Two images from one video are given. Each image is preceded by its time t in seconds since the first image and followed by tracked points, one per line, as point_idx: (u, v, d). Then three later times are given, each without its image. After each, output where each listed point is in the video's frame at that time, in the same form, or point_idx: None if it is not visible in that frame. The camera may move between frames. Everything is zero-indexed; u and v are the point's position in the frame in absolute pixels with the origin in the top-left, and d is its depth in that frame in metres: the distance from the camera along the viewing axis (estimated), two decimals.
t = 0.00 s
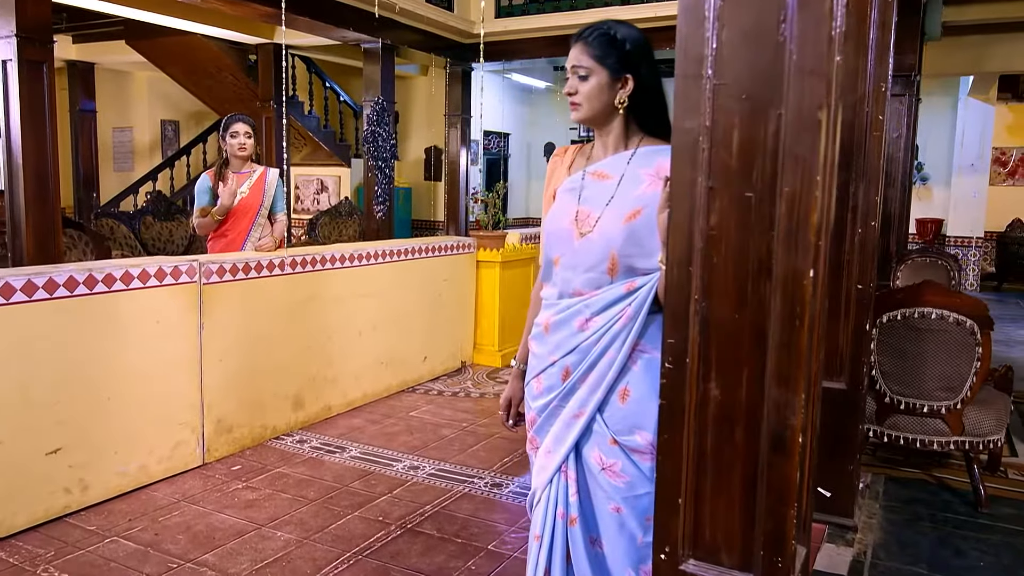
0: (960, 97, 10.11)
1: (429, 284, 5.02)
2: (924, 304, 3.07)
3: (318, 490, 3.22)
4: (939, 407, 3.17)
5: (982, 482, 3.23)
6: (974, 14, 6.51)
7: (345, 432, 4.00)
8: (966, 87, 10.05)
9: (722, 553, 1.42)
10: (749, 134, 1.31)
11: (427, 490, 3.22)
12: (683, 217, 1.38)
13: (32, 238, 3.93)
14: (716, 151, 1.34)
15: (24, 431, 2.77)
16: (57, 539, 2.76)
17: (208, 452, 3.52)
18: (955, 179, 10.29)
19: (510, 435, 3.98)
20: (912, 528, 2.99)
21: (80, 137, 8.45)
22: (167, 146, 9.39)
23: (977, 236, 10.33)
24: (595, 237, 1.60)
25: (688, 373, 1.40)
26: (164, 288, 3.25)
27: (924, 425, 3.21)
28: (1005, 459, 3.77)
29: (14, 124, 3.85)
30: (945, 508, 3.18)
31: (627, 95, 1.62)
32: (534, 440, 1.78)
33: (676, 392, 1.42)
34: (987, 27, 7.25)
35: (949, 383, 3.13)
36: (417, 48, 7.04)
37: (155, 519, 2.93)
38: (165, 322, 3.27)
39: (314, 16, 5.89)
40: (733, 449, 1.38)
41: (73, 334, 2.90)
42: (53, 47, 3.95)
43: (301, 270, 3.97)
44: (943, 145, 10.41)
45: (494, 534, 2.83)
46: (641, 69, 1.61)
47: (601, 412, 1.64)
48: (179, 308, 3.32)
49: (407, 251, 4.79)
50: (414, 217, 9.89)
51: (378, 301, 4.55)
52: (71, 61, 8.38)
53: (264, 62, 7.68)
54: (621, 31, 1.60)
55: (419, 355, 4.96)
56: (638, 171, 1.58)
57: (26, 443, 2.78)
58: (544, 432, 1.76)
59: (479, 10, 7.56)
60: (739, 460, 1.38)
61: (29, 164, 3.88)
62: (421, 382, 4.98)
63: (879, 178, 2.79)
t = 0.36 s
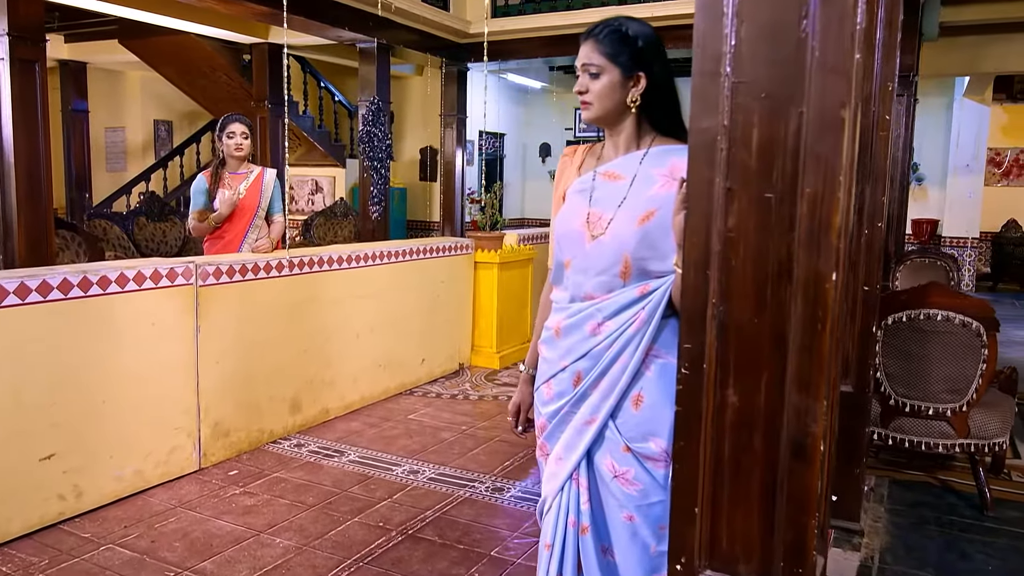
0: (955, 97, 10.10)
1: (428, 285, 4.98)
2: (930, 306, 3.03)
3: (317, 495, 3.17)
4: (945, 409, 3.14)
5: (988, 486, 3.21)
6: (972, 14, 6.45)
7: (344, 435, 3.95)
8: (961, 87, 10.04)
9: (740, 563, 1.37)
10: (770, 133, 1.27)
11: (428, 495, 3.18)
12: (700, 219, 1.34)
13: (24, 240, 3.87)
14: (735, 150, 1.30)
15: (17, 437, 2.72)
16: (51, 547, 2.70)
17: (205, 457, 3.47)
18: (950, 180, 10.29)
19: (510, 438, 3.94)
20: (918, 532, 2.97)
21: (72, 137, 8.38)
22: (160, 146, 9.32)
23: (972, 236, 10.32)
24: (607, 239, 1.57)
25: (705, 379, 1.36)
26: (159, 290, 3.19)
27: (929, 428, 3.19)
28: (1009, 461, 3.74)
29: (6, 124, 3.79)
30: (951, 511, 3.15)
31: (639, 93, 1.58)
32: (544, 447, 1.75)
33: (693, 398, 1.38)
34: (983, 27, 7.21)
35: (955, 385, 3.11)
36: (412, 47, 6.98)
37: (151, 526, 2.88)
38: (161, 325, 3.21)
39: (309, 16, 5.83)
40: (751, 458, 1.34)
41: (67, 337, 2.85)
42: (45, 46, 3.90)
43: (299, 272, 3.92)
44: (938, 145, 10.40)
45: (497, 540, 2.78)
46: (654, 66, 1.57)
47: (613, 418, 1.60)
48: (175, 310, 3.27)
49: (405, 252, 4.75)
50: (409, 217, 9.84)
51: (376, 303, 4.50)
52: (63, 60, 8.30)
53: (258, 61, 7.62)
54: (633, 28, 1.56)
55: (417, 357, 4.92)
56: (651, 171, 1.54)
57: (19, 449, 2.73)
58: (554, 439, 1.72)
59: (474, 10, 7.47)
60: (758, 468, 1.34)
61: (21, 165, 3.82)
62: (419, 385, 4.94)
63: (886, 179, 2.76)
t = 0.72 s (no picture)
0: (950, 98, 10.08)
1: (426, 286, 4.95)
2: (934, 308, 3.00)
3: (316, 500, 3.13)
4: (949, 411, 3.12)
5: (992, 489, 3.19)
6: (972, 14, 6.32)
7: (341, 439, 3.90)
8: (956, 88, 10.03)
9: None
10: (789, 133, 1.20)
11: (427, 500, 3.14)
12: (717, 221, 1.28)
13: (16, 241, 3.83)
14: (754, 150, 1.23)
15: (10, 443, 2.67)
16: (45, 554, 2.65)
17: (201, 461, 3.42)
18: (945, 180, 10.27)
19: (509, 441, 3.90)
20: (924, 535, 2.94)
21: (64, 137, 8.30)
22: (153, 147, 9.24)
23: (968, 237, 10.31)
24: (619, 240, 1.53)
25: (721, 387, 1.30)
26: (155, 292, 3.14)
27: (933, 430, 3.17)
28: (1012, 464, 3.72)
29: None
30: (955, 514, 3.13)
31: (653, 91, 1.55)
32: (553, 454, 1.71)
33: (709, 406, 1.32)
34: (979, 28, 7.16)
35: (959, 387, 3.09)
36: (407, 47, 6.92)
37: (146, 532, 2.83)
38: (157, 327, 3.16)
39: (305, 15, 5.77)
40: (770, 464, 1.27)
41: (62, 340, 2.80)
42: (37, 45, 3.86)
43: (296, 274, 3.87)
44: (933, 146, 10.39)
45: (499, 546, 2.74)
46: (668, 65, 1.53)
47: (625, 425, 1.57)
48: (171, 313, 3.22)
49: (403, 253, 4.71)
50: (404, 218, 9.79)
51: (373, 306, 4.46)
52: (55, 60, 8.21)
53: (252, 61, 7.56)
54: (644, 25, 1.53)
55: (415, 359, 4.88)
56: (663, 171, 1.51)
57: (12, 455, 2.68)
58: (563, 447, 1.68)
59: (470, 10, 7.34)
60: (775, 477, 1.27)
61: (13, 166, 3.75)
62: (416, 388, 4.89)
63: (891, 181, 2.73)
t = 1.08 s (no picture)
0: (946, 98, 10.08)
1: (423, 288, 4.90)
2: (939, 309, 2.96)
3: (315, 506, 3.08)
4: (954, 414, 3.10)
5: (997, 491, 3.17)
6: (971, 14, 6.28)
7: (340, 443, 3.86)
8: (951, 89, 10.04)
9: None
10: (809, 132, 1.08)
11: (428, 505, 3.10)
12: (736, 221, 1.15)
13: (7, 243, 3.77)
14: (772, 149, 1.11)
15: (4, 449, 2.62)
16: (40, 563, 2.60)
17: (198, 467, 3.37)
18: (940, 181, 10.27)
19: (509, 444, 3.86)
20: (929, 539, 2.92)
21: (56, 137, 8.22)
22: (146, 148, 9.17)
23: (963, 237, 10.33)
24: (630, 243, 1.49)
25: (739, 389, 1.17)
26: (150, 295, 3.09)
27: (938, 433, 3.16)
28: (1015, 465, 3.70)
29: None
30: (960, 518, 3.11)
31: (666, 91, 1.52)
32: (562, 460, 1.67)
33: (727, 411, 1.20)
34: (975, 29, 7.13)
35: (965, 390, 3.06)
36: (403, 47, 6.87)
37: (143, 540, 2.78)
38: (152, 331, 3.11)
39: (299, 15, 5.71)
40: (788, 473, 1.13)
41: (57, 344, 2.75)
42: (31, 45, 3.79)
43: (293, 277, 3.83)
44: (928, 146, 10.39)
45: (501, 552, 2.70)
46: (682, 63, 1.50)
47: (637, 431, 1.53)
48: (167, 317, 3.17)
49: (401, 255, 4.66)
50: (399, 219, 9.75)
51: (371, 308, 4.41)
52: (47, 60, 8.14)
53: (246, 61, 7.52)
54: (657, 22, 1.49)
55: (413, 362, 4.83)
56: (676, 173, 1.48)
57: (7, 461, 2.63)
58: (573, 454, 1.64)
59: (466, 10, 7.29)
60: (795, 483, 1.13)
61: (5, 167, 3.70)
62: (414, 391, 4.84)
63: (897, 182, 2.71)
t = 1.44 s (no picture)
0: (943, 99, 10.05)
1: (422, 290, 4.86)
2: (947, 310, 2.93)
3: (315, 511, 3.04)
4: (962, 416, 3.08)
5: (1004, 495, 3.15)
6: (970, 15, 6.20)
7: (339, 447, 3.81)
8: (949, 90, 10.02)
9: None
10: (832, 132, 0.99)
11: (430, 510, 3.06)
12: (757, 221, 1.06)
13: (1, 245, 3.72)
14: (794, 150, 1.01)
15: None
16: (37, 571, 2.56)
17: (196, 472, 3.33)
18: (938, 182, 10.24)
19: (511, 448, 3.82)
20: (937, 543, 2.89)
21: (51, 138, 8.17)
22: (141, 149, 9.11)
23: (960, 238, 10.33)
24: (645, 245, 1.46)
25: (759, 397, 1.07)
26: (149, 298, 3.05)
27: (945, 436, 3.13)
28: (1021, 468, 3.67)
29: None
30: (968, 521, 3.08)
31: (684, 91, 1.48)
32: (574, 467, 1.63)
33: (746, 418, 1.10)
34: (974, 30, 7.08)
35: (972, 392, 3.05)
36: (400, 47, 6.82)
37: (141, 546, 2.74)
38: (150, 334, 3.07)
39: (296, 15, 5.66)
40: (809, 484, 1.04)
41: (53, 348, 2.71)
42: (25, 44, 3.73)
43: (292, 279, 3.79)
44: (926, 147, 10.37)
45: (506, 558, 2.67)
46: (699, 61, 1.47)
47: (652, 437, 1.50)
48: (165, 320, 3.12)
49: (400, 257, 4.62)
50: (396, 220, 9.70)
51: (370, 311, 4.37)
52: (41, 60, 8.07)
53: (243, 61, 7.47)
54: (672, 19, 1.45)
55: (413, 364, 4.79)
56: (691, 173, 1.44)
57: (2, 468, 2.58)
58: (586, 461, 1.60)
59: (463, 10, 7.26)
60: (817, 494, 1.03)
61: None
62: (413, 394, 4.80)
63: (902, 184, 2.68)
